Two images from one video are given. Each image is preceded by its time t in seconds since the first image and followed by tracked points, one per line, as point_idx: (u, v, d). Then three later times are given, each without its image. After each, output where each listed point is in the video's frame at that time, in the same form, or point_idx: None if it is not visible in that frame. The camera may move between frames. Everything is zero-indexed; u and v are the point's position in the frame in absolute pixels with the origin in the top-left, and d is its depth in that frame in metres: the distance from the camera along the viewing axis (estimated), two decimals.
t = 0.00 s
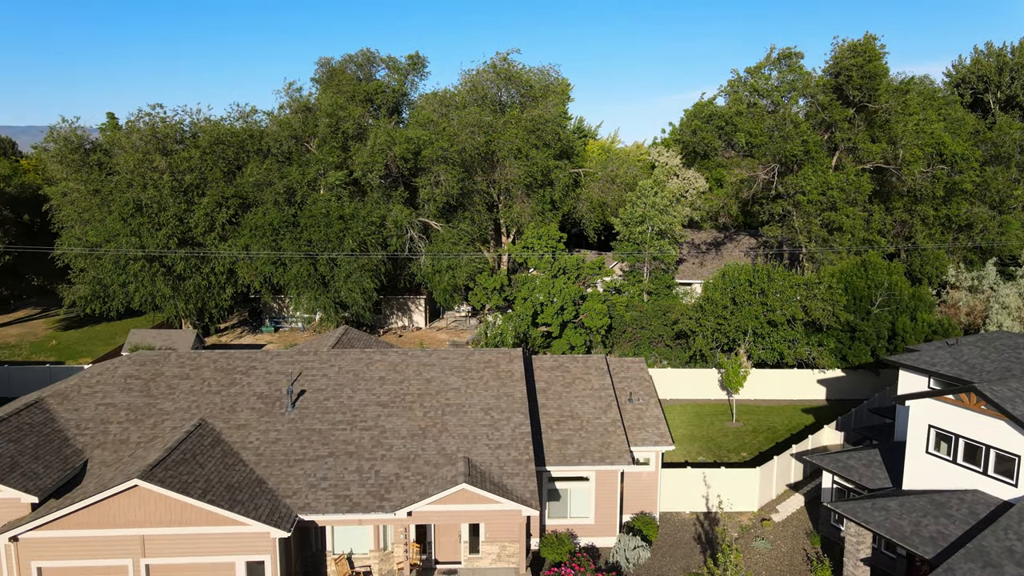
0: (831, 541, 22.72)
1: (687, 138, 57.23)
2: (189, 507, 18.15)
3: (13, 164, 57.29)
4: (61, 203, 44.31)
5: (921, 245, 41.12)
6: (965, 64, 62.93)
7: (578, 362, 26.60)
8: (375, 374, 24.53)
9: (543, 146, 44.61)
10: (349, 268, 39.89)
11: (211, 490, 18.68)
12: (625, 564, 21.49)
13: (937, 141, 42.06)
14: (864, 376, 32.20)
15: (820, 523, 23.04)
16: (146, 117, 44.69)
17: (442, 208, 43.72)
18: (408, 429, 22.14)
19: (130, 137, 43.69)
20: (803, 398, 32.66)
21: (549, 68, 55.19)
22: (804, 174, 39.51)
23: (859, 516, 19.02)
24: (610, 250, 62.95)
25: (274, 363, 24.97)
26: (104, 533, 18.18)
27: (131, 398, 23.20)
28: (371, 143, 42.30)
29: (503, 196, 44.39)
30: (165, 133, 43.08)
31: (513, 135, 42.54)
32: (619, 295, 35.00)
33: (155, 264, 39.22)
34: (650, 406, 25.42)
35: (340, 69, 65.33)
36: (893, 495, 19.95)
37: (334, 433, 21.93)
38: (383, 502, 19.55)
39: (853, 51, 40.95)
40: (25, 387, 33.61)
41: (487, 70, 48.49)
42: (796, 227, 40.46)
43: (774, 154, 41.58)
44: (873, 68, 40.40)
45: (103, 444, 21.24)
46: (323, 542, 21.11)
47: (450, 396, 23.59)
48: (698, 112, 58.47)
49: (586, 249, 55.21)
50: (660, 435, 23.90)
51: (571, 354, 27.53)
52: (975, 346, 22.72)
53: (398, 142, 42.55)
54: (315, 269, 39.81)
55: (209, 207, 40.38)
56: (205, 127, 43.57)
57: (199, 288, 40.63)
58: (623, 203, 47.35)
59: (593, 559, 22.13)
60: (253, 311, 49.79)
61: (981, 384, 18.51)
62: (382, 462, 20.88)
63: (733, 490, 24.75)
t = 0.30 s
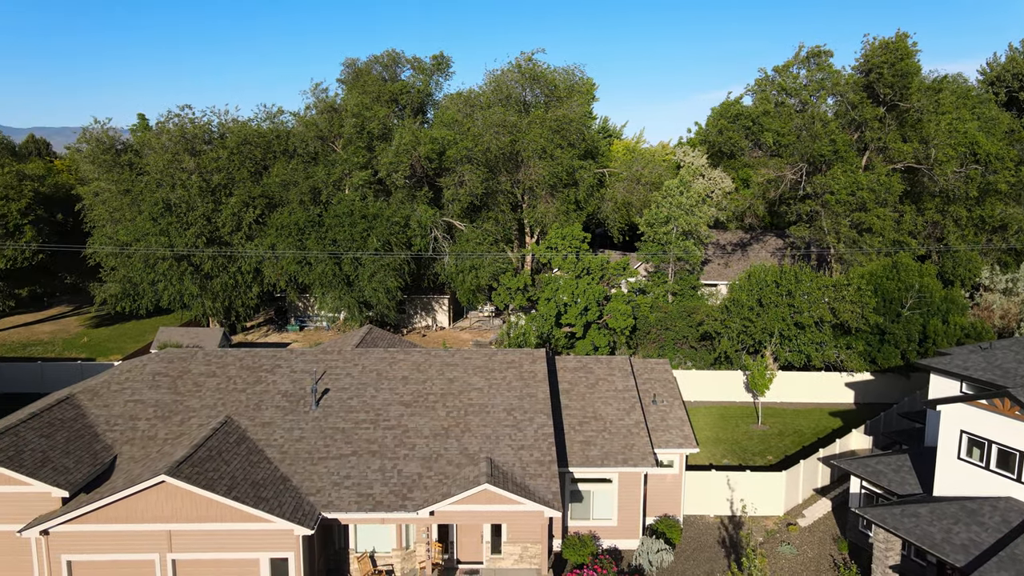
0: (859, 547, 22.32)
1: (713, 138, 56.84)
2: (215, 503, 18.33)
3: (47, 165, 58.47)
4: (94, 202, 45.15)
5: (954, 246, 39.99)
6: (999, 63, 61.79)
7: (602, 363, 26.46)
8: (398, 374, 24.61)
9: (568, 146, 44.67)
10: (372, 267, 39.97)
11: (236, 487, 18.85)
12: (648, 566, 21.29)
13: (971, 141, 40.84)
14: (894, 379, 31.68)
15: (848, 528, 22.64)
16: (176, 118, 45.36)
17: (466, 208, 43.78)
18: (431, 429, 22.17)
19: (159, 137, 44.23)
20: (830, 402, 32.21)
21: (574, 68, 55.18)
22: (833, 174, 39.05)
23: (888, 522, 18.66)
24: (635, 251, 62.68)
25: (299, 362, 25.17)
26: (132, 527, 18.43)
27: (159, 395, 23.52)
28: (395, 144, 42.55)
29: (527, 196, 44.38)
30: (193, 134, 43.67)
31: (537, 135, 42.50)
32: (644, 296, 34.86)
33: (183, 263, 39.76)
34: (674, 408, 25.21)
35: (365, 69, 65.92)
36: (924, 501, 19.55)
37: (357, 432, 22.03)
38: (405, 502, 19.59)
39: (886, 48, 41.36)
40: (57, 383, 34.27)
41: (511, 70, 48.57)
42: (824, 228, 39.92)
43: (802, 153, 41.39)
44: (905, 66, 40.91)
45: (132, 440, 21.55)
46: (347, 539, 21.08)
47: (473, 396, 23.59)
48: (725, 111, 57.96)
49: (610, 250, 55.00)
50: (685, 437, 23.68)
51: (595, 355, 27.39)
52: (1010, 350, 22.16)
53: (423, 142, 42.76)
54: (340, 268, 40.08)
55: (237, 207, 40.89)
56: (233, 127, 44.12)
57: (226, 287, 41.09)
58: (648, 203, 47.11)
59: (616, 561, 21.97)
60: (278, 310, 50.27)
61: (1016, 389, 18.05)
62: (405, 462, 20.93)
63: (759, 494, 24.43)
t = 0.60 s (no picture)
0: (886, 553, 21.92)
1: (738, 138, 56.41)
2: (239, 500, 18.49)
3: (78, 165, 59.54)
4: (123, 202, 45.90)
5: (986, 248, 39.09)
6: None
7: (624, 364, 26.30)
8: (420, 373, 24.65)
9: (591, 146, 44.65)
10: (395, 266, 40.11)
11: (259, 484, 19.00)
12: (670, 570, 21.04)
13: (1004, 141, 39.62)
14: (923, 382, 31.23)
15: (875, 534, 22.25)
16: (203, 119, 45.95)
17: (489, 208, 43.73)
18: (452, 429, 22.18)
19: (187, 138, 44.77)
20: (857, 405, 31.73)
21: (598, 67, 55.10)
22: (861, 174, 38.63)
23: (916, 529, 18.30)
24: (658, 251, 62.38)
25: (321, 361, 25.34)
26: (158, 523, 18.64)
27: (184, 393, 23.80)
28: (419, 144, 42.74)
29: (550, 196, 44.32)
30: (219, 134, 44.08)
31: (560, 135, 42.52)
32: (667, 297, 34.84)
33: (209, 262, 40.23)
34: (697, 410, 24.99)
35: (389, 70, 66.37)
36: (953, 508, 19.14)
37: (379, 431, 22.10)
38: (426, 501, 19.60)
39: (915, 46, 41.02)
40: (86, 379, 34.85)
41: (535, 69, 48.63)
42: (852, 229, 39.41)
43: (829, 153, 41.05)
44: (936, 64, 40.67)
45: (158, 437, 21.82)
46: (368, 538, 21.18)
47: (495, 396, 23.57)
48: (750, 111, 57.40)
49: (633, 250, 54.80)
50: (708, 440, 23.43)
51: (617, 356, 27.24)
52: None
53: (446, 142, 42.86)
54: (363, 268, 40.28)
55: (261, 207, 41.30)
56: (258, 128, 44.59)
57: (250, 286, 41.51)
58: (672, 203, 46.83)
59: (637, 564, 21.80)
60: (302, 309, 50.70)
61: None
62: (426, 461, 20.95)
63: (783, 498, 24.10)
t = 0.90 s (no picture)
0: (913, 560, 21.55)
1: (763, 137, 55.96)
2: (262, 497, 18.64)
3: (107, 166, 60.61)
4: (151, 202, 46.65)
5: (1018, 249, 38.32)
6: None
7: (646, 365, 26.14)
8: (441, 373, 24.70)
9: (614, 146, 44.58)
10: (417, 266, 40.26)
11: (282, 482, 19.13)
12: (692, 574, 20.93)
13: None
14: (952, 386, 30.57)
15: (901, 540, 21.87)
16: (229, 119, 46.52)
17: (511, 208, 43.64)
18: (473, 428, 22.18)
19: (213, 139, 45.37)
20: (884, 409, 31.32)
21: (621, 67, 55.00)
22: (889, 173, 38.17)
23: (944, 535, 17.94)
24: (681, 251, 62.06)
25: (344, 360, 25.50)
26: (182, 519, 18.85)
27: (209, 390, 24.07)
28: (442, 144, 42.91)
29: (573, 196, 44.28)
30: (245, 135, 44.63)
31: (583, 135, 42.56)
32: (690, 298, 34.74)
33: (234, 261, 40.69)
34: (720, 412, 24.76)
35: (413, 70, 66.75)
36: (983, 514, 18.74)
37: (400, 430, 22.18)
38: (447, 501, 19.63)
39: (945, 43, 40.57)
40: (114, 376, 35.40)
41: (558, 69, 48.70)
42: (879, 230, 38.94)
43: (856, 153, 40.62)
44: (967, 61, 40.18)
45: (183, 433, 22.08)
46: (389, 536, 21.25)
47: (516, 396, 23.54)
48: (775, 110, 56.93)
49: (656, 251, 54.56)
50: (731, 442, 23.20)
51: (639, 357, 27.08)
52: None
53: (469, 143, 42.89)
54: (385, 267, 40.46)
55: (286, 206, 41.59)
56: (283, 128, 45.03)
57: (274, 285, 41.95)
58: (696, 203, 46.57)
59: (659, 566, 21.64)
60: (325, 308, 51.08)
61: None
62: (447, 461, 20.97)
63: (808, 502, 23.79)
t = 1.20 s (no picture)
0: (940, 567, 21.12)
1: (788, 137, 55.48)
2: (284, 494, 18.77)
3: (136, 166, 61.66)
4: (178, 201, 47.31)
5: None
6: None
7: (668, 366, 25.96)
8: (462, 373, 24.72)
9: (637, 146, 44.45)
10: (439, 266, 40.38)
11: (304, 480, 19.25)
12: None
13: None
14: (982, 391, 30.02)
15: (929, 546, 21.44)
16: (254, 120, 47.06)
17: (534, 207, 43.52)
18: (494, 429, 22.17)
19: (238, 139, 45.93)
20: (911, 413, 30.80)
21: (644, 67, 54.84)
22: (918, 173, 37.63)
23: (974, 542, 17.56)
24: (704, 252, 61.69)
25: (365, 359, 25.62)
26: (206, 515, 19.05)
27: (233, 388, 24.32)
28: (464, 143, 43.00)
29: (595, 196, 44.22)
30: (270, 135, 45.14)
31: (606, 135, 42.56)
32: (713, 299, 34.54)
33: (258, 260, 41.10)
34: (743, 414, 24.50)
35: (435, 70, 67.07)
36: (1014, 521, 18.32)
37: (421, 430, 22.23)
38: (467, 501, 19.62)
39: (976, 41, 40.01)
40: (140, 374, 35.91)
41: (581, 69, 48.70)
42: (908, 231, 38.47)
43: (884, 153, 40.11)
44: (998, 59, 39.48)
45: (207, 431, 22.31)
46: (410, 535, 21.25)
47: (537, 397, 23.49)
48: (800, 110, 56.42)
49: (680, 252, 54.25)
50: (754, 445, 22.95)
51: (662, 359, 26.90)
52: None
53: (492, 142, 42.85)
54: (407, 267, 40.62)
55: (309, 206, 41.68)
56: (307, 128, 45.43)
57: (298, 284, 42.31)
58: (720, 203, 46.25)
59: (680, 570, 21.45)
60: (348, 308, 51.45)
61: None
62: (467, 461, 20.98)
63: (832, 507, 23.44)
